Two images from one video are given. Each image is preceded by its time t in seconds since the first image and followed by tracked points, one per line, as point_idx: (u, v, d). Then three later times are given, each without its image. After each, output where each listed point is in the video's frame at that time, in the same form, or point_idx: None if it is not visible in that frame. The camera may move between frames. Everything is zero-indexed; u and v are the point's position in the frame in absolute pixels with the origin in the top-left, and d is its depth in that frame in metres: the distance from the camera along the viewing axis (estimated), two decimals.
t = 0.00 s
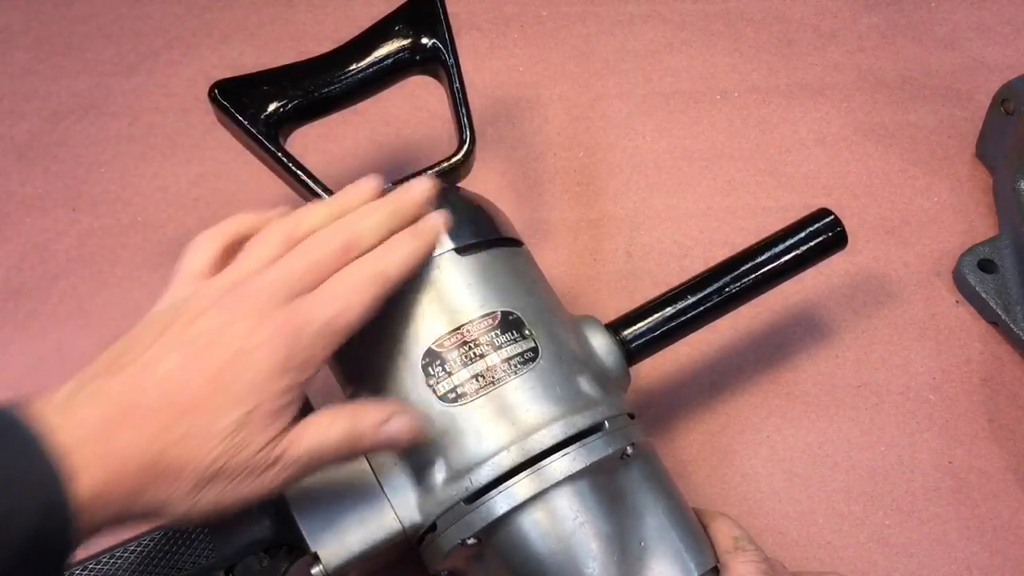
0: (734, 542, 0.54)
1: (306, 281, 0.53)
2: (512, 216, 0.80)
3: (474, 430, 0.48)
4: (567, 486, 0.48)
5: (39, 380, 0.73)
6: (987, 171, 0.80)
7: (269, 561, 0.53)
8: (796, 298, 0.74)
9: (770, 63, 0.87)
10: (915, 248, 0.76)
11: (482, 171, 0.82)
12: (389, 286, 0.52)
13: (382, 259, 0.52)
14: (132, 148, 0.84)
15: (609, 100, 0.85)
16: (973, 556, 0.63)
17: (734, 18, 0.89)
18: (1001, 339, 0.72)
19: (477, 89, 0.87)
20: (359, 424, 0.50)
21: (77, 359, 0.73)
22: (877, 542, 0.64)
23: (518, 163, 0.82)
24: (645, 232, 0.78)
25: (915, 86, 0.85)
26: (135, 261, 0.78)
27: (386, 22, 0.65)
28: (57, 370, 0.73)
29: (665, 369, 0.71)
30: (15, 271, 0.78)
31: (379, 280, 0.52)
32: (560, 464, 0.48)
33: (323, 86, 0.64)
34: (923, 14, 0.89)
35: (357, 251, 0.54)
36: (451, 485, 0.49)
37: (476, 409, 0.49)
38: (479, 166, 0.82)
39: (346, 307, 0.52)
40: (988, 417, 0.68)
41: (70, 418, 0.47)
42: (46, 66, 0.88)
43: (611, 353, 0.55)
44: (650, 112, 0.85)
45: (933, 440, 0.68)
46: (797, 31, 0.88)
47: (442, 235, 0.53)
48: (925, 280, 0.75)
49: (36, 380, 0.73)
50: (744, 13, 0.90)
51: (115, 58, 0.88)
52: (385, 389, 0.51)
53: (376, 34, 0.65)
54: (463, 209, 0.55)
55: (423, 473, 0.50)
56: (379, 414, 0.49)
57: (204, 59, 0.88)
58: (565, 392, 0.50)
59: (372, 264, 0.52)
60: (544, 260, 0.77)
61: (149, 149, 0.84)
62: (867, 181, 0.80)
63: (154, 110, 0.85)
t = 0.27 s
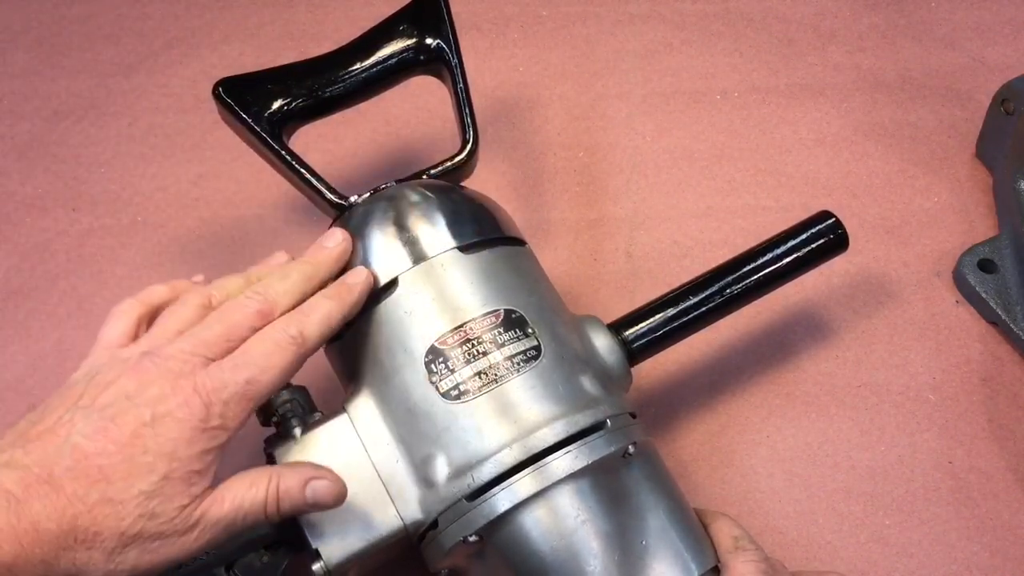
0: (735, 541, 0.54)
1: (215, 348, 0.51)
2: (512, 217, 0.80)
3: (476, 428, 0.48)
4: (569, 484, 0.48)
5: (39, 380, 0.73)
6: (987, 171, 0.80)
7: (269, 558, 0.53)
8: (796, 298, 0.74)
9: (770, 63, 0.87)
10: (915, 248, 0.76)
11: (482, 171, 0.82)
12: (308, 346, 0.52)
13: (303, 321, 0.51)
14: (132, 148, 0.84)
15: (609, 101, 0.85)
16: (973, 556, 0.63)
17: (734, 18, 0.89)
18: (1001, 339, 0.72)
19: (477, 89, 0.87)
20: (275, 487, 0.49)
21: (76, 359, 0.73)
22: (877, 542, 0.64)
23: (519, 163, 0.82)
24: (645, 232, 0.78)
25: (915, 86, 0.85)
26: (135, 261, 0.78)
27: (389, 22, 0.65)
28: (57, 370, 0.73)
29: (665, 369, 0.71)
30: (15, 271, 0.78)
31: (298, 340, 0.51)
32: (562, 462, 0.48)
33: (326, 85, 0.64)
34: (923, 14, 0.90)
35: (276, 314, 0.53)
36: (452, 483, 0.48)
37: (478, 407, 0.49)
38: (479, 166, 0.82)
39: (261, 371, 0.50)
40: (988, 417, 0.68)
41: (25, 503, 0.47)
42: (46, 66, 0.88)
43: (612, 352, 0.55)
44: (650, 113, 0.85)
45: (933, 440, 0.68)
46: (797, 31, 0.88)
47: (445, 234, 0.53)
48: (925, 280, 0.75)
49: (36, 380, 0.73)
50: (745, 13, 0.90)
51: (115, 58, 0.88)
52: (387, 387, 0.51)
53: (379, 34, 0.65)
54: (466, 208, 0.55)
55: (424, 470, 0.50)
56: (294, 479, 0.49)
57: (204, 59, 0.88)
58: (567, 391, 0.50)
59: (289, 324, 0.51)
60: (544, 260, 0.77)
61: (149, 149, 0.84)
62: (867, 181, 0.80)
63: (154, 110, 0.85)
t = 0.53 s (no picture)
0: (734, 537, 0.54)
1: (174, 322, 0.48)
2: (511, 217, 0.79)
3: (474, 423, 0.48)
4: (566, 480, 0.48)
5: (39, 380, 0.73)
6: (987, 171, 0.80)
7: (268, 556, 0.53)
8: (796, 298, 0.74)
9: (770, 63, 0.87)
10: (915, 248, 0.76)
11: (481, 171, 0.82)
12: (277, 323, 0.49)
13: (270, 295, 0.49)
14: (132, 148, 0.84)
15: (609, 100, 0.85)
16: (973, 556, 0.63)
17: (734, 18, 0.89)
18: (1001, 339, 0.72)
19: (477, 89, 0.87)
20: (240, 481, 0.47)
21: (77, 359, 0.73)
22: (877, 542, 0.64)
23: (519, 163, 0.82)
24: (645, 232, 0.78)
25: (914, 86, 0.85)
26: (135, 261, 0.78)
27: (390, 25, 0.65)
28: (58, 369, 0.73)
29: (664, 368, 0.71)
30: (15, 271, 0.78)
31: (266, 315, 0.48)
32: (559, 458, 0.48)
33: (327, 88, 0.64)
34: (923, 14, 0.89)
35: (245, 289, 0.51)
36: (450, 478, 0.48)
37: (476, 403, 0.49)
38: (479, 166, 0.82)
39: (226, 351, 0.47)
40: (988, 417, 0.68)
41: None
42: (46, 65, 0.88)
43: (611, 350, 0.55)
44: (650, 113, 0.85)
45: (933, 440, 0.68)
46: (797, 31, 0.88)
47: (443, 232, 0.53)
48: (925, 280, 0.75)
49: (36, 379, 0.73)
50: (745, 13, 0.90)
51: (115, 58, 0.88)
52: (385, 384, 0.51)
53: (380, 37, 0.65)
54: (464, 206, 0.55)
55: (422, 466, 0.50)
56: (258, 470, 0.47)
57: (204, 59, 0.88)
58: (564, 387, 0.50)
59: (258, 298, 0.48)
60: (544, 261, 0.77)
61: (149, 149, 0.84)
62: (867, 181, 0.80)
63: (154, 110, 0.85)
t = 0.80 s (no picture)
0: (734, 540, 0.55)
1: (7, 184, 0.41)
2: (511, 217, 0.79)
3: (474, 422, 0.48)
4: (566, 479, 0.48)
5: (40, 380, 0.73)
6: (987, 171, 0.80)
7: (267, 552, 0.54)
8: (796, 298, 0.74)
9: (770, 63, 0.87)
10: (914, 248, 0.76)
11: (481, 170, 0.82)
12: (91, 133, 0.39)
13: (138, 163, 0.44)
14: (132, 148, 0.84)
15: (609, 100, 0.85)
16: (973, 556, 0.63)
17: (734, 18, 0.89)
18: (1002, 339, 0.72)
19: (477, 89, 0.87)
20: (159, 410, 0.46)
21: (77, 359, 0.73)
22: (877, 542, 0.64)
23: (519, 163, 0.82)
24: (645, 232, 0.78)
25: (915, 86, 0.85)
26: (135, 261, 0.78)
27: (395, 26, 0.65)
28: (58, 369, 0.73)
29: (664, 368, 0.71)
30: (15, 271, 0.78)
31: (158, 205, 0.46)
32: (558, 457, 0.48)
33: (331, 87, 0.64)
34: (923, 14, 0.90)
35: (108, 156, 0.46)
36: (450, 477, 0.49)
37: (476, 402, 0.49)
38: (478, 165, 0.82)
39: (104, 106, 0.40)
40: (988, 417, 0.68)
41: None
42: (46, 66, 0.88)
43: (612, 351, 0.55)
44: (650, 113, 0.85)
45: (934, 441, 0.68)
46: (797, 31, 0.88)
47: (445, 233, 0.53)
48: (925, 280, 0.75)
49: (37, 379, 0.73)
50: (745, 13, 0.90)
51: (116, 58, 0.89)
52: (385, 382, 0.51)
53: (384, 36, 0.65)
54: (466, 206, 0.55)
55: (423, 465, 0.50)
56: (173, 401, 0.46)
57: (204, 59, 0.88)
58: (565, 387, 0.50)
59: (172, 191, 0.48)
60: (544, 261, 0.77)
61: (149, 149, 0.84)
62: (867, 181, 0.80)
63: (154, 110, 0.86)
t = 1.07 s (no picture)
0: (734, 535, 0.55)
1: None
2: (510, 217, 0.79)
3: (473, 414, 0.48)
4: (564, 471, 0.48)
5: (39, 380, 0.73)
6: (987, 171, 0.80)
7: (266, 546, 0.54)
8: (796, 298, 0.74)
9: (770, 63, 0.87)
10: (914, 248, 0.76)
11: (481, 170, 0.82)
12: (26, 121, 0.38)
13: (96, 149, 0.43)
14: (132, 148, 0.84)
15: (608, 100, 0.85)
16: (973, 556, 0.63)
17: (734, 18, 0.89)
18: (1002, 339, 0.72)
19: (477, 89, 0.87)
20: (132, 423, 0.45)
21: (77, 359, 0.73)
22: (877, 542, 0.64)
23: (519, 163, 0.82)
24: (645, 232, 0.78)
25: (914, 86, 0.85)
26: (135, 261, 0.78)
27: (400, 28, 0.66)
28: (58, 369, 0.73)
29: (664, 368, 0.71)
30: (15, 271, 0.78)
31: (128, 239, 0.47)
32: (557, 449, 0.48)
33: (336, 89, 0.64)
34: (923, 14, 0.90)
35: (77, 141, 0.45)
36: (449, 468, 0.48)
37: (475, 394, 0.49)
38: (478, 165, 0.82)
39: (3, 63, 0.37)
40: (988, 417, 0.68)
41: None
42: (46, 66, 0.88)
43: (612, 349, 0.55)
44: (650, 112, 0.85)
45: (934, 441, 0.68)
46: (797, 31, 0.88)
47: (446, 228, 0.53)
48: (925, 280, 0.75)
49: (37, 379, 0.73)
50: (745, 13, 0.90)
51: (115, 58, 0.88)
52: (385, 376, 0.51)
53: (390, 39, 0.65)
54: (468, 204, 0.55)
55: (422, 458, 0.50)
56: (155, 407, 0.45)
57: (204, 59, 0.88)
58: (564, 381, 0.50)
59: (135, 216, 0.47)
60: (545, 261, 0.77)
61: (149, 149, 0.84)
62: (867, 181, 0.80)
63: (154, 110, 0.85)
